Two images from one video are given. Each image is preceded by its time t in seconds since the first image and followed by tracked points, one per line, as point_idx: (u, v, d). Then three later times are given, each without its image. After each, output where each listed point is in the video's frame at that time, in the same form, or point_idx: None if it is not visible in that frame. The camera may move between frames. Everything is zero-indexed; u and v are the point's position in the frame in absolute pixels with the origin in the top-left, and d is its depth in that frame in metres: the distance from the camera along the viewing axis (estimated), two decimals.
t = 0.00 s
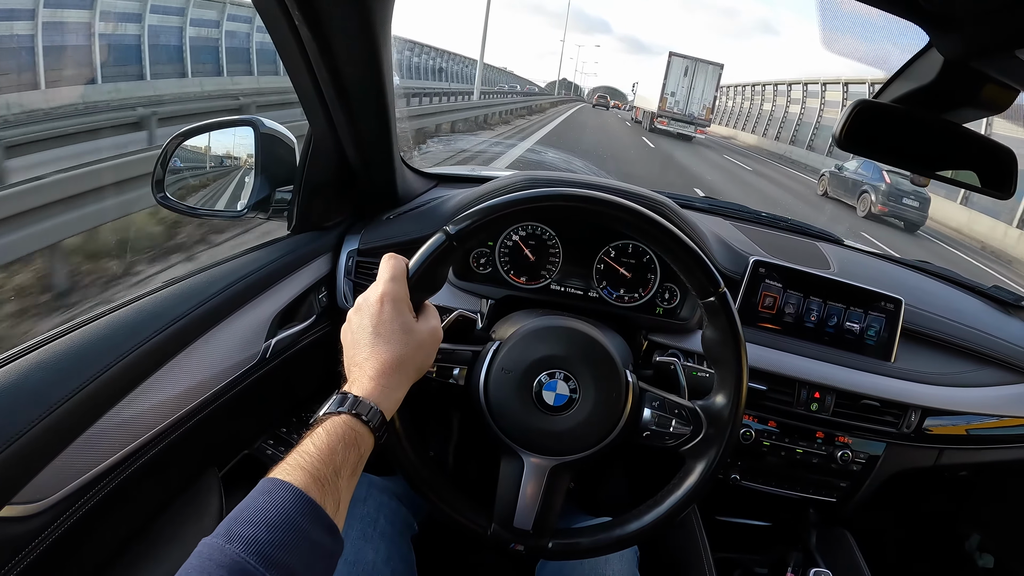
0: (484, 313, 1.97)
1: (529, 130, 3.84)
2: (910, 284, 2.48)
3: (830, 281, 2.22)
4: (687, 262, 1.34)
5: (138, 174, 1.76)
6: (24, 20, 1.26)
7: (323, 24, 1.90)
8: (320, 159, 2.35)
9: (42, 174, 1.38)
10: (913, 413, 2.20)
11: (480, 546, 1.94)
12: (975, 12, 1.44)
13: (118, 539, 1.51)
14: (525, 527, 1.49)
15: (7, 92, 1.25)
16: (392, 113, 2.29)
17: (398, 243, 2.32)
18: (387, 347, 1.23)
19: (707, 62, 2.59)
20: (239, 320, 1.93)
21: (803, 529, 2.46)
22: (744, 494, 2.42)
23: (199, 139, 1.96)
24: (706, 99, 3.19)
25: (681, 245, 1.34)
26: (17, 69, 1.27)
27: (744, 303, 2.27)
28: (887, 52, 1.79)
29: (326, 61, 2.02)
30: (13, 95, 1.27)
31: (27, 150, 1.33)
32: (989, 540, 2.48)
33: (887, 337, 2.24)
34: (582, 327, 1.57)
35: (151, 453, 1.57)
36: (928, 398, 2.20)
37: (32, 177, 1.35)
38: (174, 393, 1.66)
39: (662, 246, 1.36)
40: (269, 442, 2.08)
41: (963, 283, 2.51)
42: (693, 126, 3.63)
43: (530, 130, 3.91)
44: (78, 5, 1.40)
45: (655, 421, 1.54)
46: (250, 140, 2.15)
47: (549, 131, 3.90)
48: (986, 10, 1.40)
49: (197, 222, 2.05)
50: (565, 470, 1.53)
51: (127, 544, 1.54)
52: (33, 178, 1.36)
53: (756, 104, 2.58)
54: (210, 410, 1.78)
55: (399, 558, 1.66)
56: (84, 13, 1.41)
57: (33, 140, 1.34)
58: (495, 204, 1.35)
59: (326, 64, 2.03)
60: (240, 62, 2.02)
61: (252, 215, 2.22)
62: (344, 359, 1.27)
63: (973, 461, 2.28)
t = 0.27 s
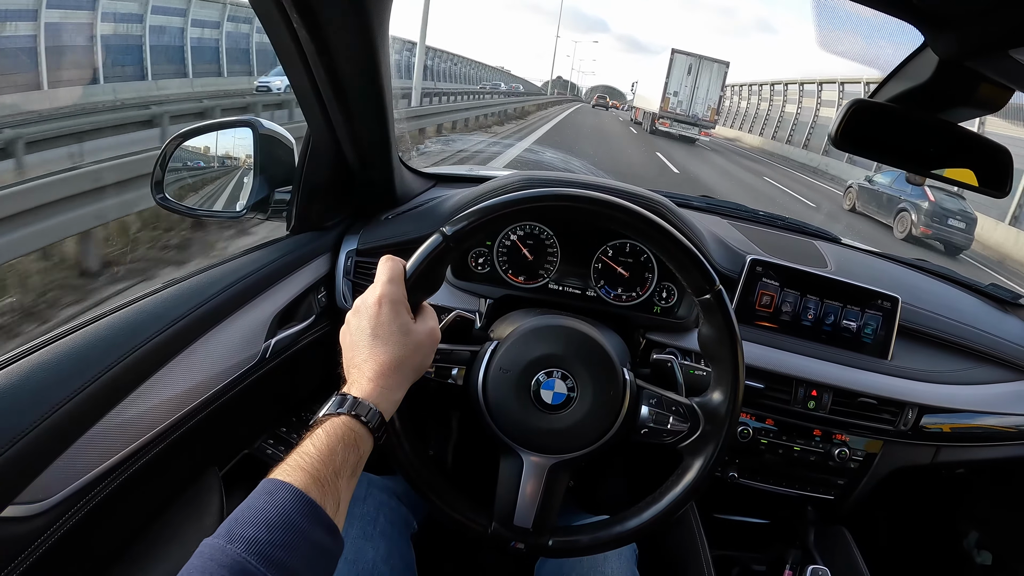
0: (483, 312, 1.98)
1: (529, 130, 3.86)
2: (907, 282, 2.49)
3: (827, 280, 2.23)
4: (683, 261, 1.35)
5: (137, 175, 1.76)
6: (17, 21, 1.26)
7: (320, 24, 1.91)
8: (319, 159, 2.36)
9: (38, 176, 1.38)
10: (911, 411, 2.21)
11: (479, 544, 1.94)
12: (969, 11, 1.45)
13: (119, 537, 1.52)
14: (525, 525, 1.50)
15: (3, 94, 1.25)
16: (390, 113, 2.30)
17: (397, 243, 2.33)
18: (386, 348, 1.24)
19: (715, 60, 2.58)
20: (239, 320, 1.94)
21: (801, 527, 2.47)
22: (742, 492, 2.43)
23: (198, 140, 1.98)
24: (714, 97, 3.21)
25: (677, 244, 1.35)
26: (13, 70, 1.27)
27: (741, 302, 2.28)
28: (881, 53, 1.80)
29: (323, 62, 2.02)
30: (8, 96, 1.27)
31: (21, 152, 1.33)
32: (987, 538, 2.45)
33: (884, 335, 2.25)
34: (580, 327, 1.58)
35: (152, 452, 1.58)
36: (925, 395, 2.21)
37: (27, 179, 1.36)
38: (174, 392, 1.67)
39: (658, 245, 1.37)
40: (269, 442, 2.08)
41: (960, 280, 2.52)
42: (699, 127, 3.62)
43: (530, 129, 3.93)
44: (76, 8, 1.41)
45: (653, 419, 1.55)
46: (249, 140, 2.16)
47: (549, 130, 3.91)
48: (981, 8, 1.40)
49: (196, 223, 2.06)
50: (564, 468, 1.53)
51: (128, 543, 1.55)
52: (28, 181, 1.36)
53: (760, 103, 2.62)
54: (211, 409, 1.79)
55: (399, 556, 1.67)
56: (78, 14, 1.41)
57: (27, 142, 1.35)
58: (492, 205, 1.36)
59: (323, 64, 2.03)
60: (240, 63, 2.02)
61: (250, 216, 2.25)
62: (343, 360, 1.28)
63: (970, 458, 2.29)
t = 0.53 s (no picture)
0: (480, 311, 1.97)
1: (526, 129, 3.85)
2: (907, 280, 2.48)
3: (826, 278, 2.22)
4: (683, 258, 1.34)
5: (133, 175, 1.75)
6: (12, 21, 1.25)
7: (318, 22, 1.90)
8: (317, 157, 2.35)
9: (34, 178, 1.37)
10: (910, 409, 2.21)
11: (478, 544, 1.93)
12: (969, 8, 1.44)
13: (116, 537, 1.51)
14: (525, 524, 1.49)
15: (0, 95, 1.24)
16: (388, 111, 2.29)
17: (395, 242, 2.32)
18: (384, 347, 1.23)
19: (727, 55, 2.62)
20: (237, 318, 1.93)
21: (800, 525, 2.47)
22: (741, 491, 2.42)
23: (196, 139, 1.96)
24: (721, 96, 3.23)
25: (677, 241, 1.34)
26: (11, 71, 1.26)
27: (740, 300, 2.28)
28: (880, 50, 1.80)
29: (321, 60, 2.02)
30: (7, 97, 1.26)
31: (15, 153, 1.31)
32: (986, 536, 2.46)
33: (883, 333, 2.25)
34: (579, 325, 1.57)
35: (150, 450, 1.57)
36: (925, 394, 2.20)
37: (20, 182, 1.33)
38: (172, 390, 1.66)
39: (658, 242, 1.36)
40: (266, 442, 2.07)
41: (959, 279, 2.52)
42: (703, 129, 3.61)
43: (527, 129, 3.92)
44: (73, 6, 1.40)
45: (652, 417, 1.54)
46: (247, 139, 2.15)
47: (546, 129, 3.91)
48: (981, 5, 1.40)
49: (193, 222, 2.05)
50: (563, 467, 1.53)
51: (126, 542, 1.54)
52: (24, 184, 1.34)
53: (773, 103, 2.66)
54: (209, 408, 1.78)
55: (398, 556, 1.66)
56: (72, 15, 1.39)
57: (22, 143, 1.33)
58: (490, 203, 1.35)
59: (320, 61, 2.02)
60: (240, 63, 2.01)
61: (248, 214, 2.24)
62: (341, 359, 1.27)
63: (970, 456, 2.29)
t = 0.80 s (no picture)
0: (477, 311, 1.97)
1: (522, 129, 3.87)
2: (903, 280, 2.49)
3: (822, 279, 2.23)
4: (678, 260, 1.35)
5: (131, 177, 1.76)
6: (8, 24, 1.25)
7: (314, 23, 1.90)
8: (314, 158, 2.35)
9: (32, 180, 1.37)
10: (906, 409, 2.22)
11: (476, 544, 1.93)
12: (963, 10, 1.44)
13: (115, 537, 1.52)
14: (521, 524, 1.50)
15: None
16: (385, 112, 2.30)
17: (392, 242, 2.33)
18: (380, 347, 1.24)
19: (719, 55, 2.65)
20: (234, 319, 1.94)
21: (797, 525, 2.48)
22: (738, 490, 2.43)
23: (193, 140, 1.97)
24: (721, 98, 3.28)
25: (672, 243, 1.34)
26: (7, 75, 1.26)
27: (737, 300, 2.28)
28: (876, 50, 1.80)
29: (318, 61, 2.02)
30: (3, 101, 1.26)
31: (12, 155, 1.31)
32: (983, 535, 2.47)
33: (880, 334, 2.25)
34: (576, 326, 1.57)
35: (148, 451, 1.57)
36: (921, 394, 2.21)
37: (17, 185, 1.33)
38: (170, 391, 1.66)
39: (654, 244, 1.36)
40: (264, 442, 2.08)
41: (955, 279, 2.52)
42: (709, 132, 3.57)
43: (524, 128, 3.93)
44: (70, 10, 1.40)
45: (648, 417, 1.55)
46: (245, 141, 2.15)
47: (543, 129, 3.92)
48: (976, 6, 1.40)
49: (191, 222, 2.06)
50: (560, 467, 1.53)
51: (124, 542, 1.55)
52: (21, 187, 1.35)
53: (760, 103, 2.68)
54: (207, 409, 1.79)
55: (395, 556, 1.67)
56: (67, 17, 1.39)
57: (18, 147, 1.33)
58: (486, 205, 1.36)
59: (317, 62, 2.02)
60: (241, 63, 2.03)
61: (246, 215, 2.24)
62: (338, 359, 1.28)
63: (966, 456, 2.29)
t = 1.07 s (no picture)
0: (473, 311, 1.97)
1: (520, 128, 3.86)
2: (901, 278, 2.48)
3: (820, 277, 2.23)
4: (674, 257, 1.34)
5: (126, 177, 1.75)
6: None
7: (308, 22, 1.89)
8: (310, 157, 2.35)
9: (25, 181, 1.36)
10: (904, 407, 2.21)
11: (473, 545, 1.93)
12: (958, 7, 1.43)
13: (109, 537, 1.51)
14: (517, 524, 1.49)
15: None
16: (380, 112, 2.29)
17: (389, 241, 2.32)
18: (374, 346, 1.23)
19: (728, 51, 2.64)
20: (229, 319, 1.93)
21: (796, 524, 2.47)
22: (737, 489, 2.42)
23: (189, 140, 1.96)
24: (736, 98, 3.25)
25: (668, 240, 1.34)
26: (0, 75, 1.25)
27: (734, 299, 2.28)
28: (874, 45, 1.80)
29: (312, 60, 2.01)
30: None
31: (4, 155, 1.30)
32: (982, 534, 2.47)
33: (877, 332, 2.25)
34: (572, 324, 1.56)
35: (142, 451, 1.56)
36: (919, 392, 2.21)
37: (10, 185, 1.33)
38: (165, 391, 1.65)
39: (649, 241, 1.36)
40: (260, 443, 2.07)
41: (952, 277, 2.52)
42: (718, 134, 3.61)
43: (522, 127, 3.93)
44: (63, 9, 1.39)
45: (644, 415, 1.55)
46: (240, 141, 2.17)
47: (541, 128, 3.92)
48: (971, 3, 1.39)
49: (186, 223, 2.05)
50: (556, 466, 1.52)
51: (120, 543, 1.54)
52: (15, 187, 1.34)
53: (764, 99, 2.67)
54: (202, 408, 1.78)
55: (391, 556, 1.66)
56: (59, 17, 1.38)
57: (16, 146, 1.33)
58: (480, 202, 1.35)
59: (311, 61, 2.02)
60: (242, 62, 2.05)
61: (241, 215, 2.23)
62: (332, 358, 1.27)
63: (965, 454, 2.29)
